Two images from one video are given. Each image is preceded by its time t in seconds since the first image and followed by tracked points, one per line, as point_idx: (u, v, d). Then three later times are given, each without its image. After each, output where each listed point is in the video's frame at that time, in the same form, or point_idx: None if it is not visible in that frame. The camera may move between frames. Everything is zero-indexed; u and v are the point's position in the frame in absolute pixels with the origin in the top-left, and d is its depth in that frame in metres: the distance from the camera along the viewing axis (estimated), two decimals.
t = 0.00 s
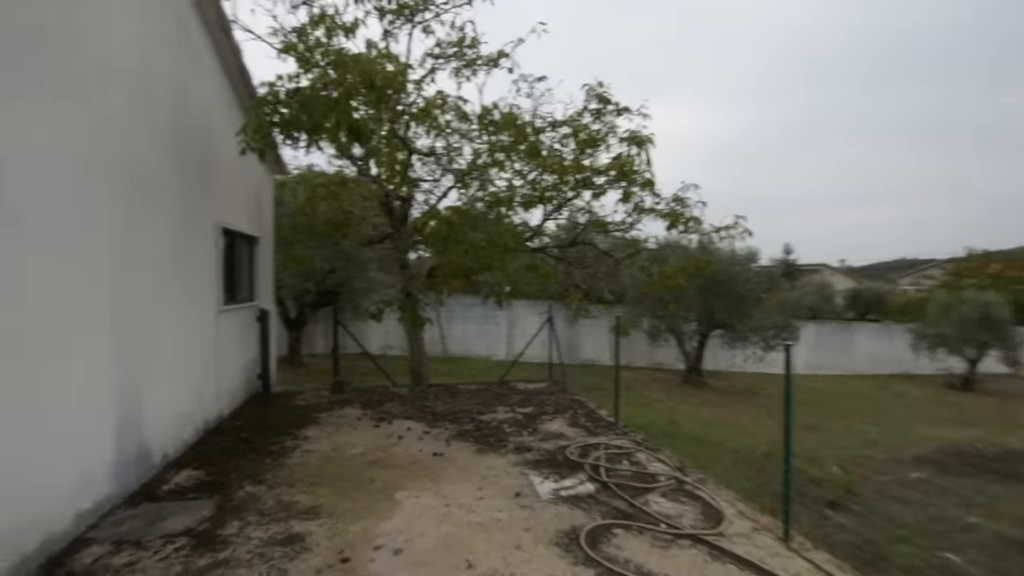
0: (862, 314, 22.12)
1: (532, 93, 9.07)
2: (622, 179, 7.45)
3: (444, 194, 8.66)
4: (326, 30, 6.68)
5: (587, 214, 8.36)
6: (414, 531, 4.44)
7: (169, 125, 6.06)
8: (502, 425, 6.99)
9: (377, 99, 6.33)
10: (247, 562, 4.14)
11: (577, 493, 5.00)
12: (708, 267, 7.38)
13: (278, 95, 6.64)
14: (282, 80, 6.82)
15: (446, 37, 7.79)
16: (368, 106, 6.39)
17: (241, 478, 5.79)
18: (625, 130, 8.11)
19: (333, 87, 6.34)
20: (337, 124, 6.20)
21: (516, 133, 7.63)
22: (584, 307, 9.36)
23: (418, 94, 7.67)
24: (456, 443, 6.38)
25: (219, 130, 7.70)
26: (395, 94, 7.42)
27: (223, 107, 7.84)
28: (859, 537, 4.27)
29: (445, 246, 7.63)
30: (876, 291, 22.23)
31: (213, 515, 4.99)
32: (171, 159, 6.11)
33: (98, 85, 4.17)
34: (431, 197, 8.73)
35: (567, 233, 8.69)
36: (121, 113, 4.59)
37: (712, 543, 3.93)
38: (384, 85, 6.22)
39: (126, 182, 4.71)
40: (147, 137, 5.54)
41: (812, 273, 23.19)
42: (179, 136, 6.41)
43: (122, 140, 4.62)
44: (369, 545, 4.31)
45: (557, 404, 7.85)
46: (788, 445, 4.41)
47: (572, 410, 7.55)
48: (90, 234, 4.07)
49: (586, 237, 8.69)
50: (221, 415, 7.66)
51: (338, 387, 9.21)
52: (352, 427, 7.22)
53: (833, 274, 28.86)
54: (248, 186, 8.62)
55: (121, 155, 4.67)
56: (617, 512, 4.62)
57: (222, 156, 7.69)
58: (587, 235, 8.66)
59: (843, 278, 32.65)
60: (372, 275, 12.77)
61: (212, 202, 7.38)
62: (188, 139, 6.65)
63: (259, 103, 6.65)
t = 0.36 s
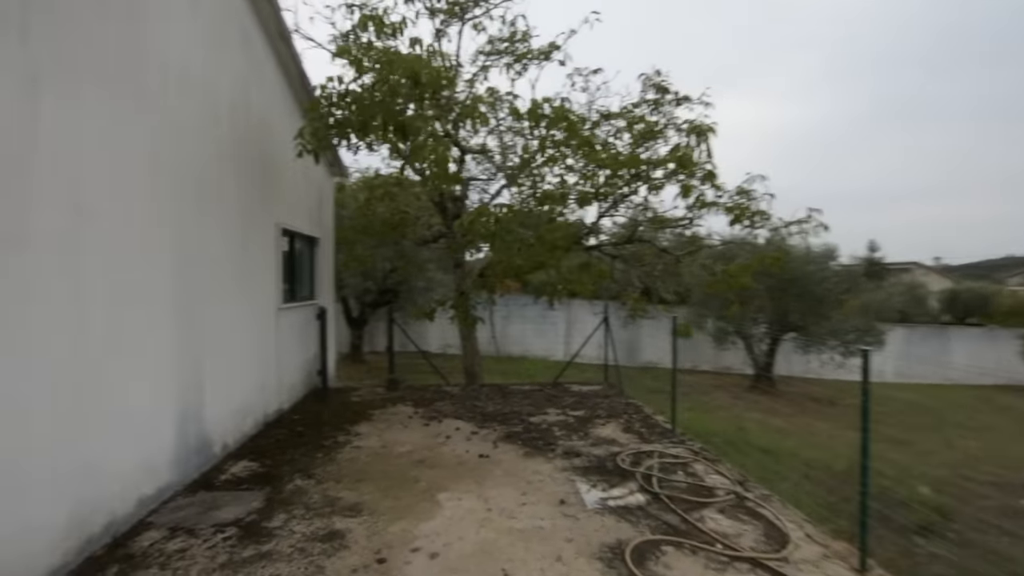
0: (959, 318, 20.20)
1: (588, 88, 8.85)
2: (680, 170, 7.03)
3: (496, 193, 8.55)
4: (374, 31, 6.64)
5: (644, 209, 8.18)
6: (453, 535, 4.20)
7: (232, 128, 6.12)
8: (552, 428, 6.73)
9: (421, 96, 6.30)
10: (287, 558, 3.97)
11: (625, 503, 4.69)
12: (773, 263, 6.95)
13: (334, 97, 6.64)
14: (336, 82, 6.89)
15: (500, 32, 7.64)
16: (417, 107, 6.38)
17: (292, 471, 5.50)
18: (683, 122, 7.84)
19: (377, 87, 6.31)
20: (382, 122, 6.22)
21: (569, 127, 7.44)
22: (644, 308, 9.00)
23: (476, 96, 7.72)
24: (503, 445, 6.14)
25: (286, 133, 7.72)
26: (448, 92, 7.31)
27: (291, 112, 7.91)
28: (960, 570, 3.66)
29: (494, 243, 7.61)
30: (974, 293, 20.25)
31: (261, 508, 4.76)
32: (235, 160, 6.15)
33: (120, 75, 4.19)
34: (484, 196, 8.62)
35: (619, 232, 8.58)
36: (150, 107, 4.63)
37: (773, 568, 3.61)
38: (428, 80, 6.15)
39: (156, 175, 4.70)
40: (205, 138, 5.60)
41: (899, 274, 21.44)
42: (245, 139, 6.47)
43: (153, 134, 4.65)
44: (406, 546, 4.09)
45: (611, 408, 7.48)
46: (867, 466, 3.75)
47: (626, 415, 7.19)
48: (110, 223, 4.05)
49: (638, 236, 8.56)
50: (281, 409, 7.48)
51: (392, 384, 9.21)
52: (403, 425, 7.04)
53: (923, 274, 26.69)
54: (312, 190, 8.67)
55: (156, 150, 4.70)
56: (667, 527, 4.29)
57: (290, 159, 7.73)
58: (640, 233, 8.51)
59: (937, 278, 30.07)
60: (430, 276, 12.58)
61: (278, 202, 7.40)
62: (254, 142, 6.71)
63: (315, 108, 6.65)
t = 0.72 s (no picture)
0: None
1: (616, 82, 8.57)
2: (709, 166, 6.71)
3: (520, 191, 8.39)
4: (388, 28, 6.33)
5: (675, 206, 8.01)
6: (453, 544, 4.04)
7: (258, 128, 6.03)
8: (571, 433, 6.53)
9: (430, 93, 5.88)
10: (285, 561, 3.86)
11: (637, 517, 4.45)
12: (811, 262, 6.54)
13: (352, 97, 6.34)
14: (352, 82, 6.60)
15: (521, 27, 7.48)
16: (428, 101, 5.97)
17: (304, 472, 5.44)
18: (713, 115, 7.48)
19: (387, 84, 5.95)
20: (392, 121, 5.84)
21: (593, 122, 7.21)
22: (675, 310, 8.69)
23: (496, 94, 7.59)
24: (518, 451, 5.97)
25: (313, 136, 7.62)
26: (469, 90, 7.19)
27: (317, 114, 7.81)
28: None
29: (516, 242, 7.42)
30: None
31: (269, 508, 4.66)
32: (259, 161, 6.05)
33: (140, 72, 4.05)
34: (509, 195, 8.46)
35: (648, 231, 8.27)
36: (172, 104, 4.46)
37: None
38: (439, 76, 5.75)
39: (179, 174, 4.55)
40: (232, 139, 5.52)
41: (960, 275, 20.19)
42: (268, 138, 6.34)
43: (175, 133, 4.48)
44: (405, 554, 3.95)
45: (635, 415, 7.21)
46: (900, 489, 3.30)
47: (650, 422, 6.91)
48: (127, 225, 3.92)
49: (668, 235, 8.25)
50: (302, 408, 7.46)
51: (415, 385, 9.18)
52: (420, 427, 6.95)
53: (988, 275, 25.08)
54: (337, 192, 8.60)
55: (178, 148, 4.54)
56: (678, 545, 4.03)
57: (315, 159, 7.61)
58: (670, 230, 8.19)
59: (1004, 278, 28.20)
60: (460, 275, 12.43)
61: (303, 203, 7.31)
62: (278, 141, 6.59)
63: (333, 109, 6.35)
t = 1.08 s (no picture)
0: None
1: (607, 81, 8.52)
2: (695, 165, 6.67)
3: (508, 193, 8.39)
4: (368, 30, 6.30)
5: (666, 206, 7.95)
6: (416, 547, 4.02)
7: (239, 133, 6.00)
8: (553, 435, 6.50)
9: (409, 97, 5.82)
10: (247, 561, 3.88)
11: (606, 521, 4.41)
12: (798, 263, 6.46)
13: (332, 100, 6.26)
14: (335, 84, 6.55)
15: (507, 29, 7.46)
16: (403, 104, 5.82)
17: (281, 472, 5.50)
18: (702, 115, 7.44)
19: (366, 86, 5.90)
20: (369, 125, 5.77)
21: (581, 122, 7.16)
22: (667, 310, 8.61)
23: (482, 94, 7.57)
24: (497, 453, 5.95)
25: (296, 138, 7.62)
26: (454, 91, 7.18)
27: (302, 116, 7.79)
28: None
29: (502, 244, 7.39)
30: None
31: (240, 509, 4.68)
32: (241, 166, 6.03)
33: (110, 82, 4.01)
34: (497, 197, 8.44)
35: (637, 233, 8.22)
36: (146, 113, 4.44)
37: None
38: (417, 79, 5.72)
39: (155, 183, 4.53)
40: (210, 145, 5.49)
41: (969, 275, 19.85)
42: (251, 141, 6.33)
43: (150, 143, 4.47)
44: (367, 555, 3.95)
45: (621, 417, 7.16)
46: (861, 496, 3.21)
47: (635, 424, 6.86)
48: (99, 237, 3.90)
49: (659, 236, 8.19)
50: (289, 409, 7.50)
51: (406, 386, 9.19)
52: (404, 428, 6.96)
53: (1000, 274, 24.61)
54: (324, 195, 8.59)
55: (153, 158, 4.53)
56: (643, 550, 3.99)
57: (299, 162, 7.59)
58: (660, 232, 8.13)
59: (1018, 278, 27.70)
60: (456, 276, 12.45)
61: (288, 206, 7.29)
62: (262, 144, 6.59)
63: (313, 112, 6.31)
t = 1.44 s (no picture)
0: None
1: (591, 83, 8.55)
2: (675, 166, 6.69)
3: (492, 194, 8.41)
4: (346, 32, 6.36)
5: (650, 208, 7.97)
6: (380, 546, 4.06)
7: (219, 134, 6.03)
8: (531, 436, 6.52)
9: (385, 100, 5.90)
10: (211, 559, 3.92)
11: (573, 521, 4.43)
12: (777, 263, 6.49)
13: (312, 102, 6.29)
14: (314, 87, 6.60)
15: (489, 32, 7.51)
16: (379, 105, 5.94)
17: (257, 471, 5.56)
18: (684, 116, 7.45)
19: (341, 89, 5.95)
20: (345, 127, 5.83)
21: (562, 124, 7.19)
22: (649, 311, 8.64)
23: (465, 97, 7.62)
24: (472, 453, 5.97)
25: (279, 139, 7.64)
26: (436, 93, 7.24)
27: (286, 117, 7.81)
28: None
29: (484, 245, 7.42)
30: None
31: (211, 509, 4.73)
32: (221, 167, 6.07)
33: (88, 84, 4.04)
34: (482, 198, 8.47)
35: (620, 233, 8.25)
36: (124, 112, 4.47)
37: None
38: (393, 80, 5.76)
39: (131, 183, 4.56)
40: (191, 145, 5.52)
41: (967, 276, 19.77)
42: (232, 143, 6.36)
43: (128, 146, 4.49)
44: (330, 554, 3.99)
45: (601, 418, 7.18)
46: (810, 497, 3.23)
47: (614, 425, 6.87)
48: (71, 234, 3.93)
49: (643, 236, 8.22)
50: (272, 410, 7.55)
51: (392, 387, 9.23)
52: (385, 428, 6.99)
53: (1000, 276, 24.52)
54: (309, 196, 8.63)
55: (130, 161, 4.56)
56: (604, 550, 4.01)
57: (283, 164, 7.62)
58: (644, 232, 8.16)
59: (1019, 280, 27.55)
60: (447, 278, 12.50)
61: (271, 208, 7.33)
62: (243, 145, 6.62)
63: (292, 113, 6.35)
